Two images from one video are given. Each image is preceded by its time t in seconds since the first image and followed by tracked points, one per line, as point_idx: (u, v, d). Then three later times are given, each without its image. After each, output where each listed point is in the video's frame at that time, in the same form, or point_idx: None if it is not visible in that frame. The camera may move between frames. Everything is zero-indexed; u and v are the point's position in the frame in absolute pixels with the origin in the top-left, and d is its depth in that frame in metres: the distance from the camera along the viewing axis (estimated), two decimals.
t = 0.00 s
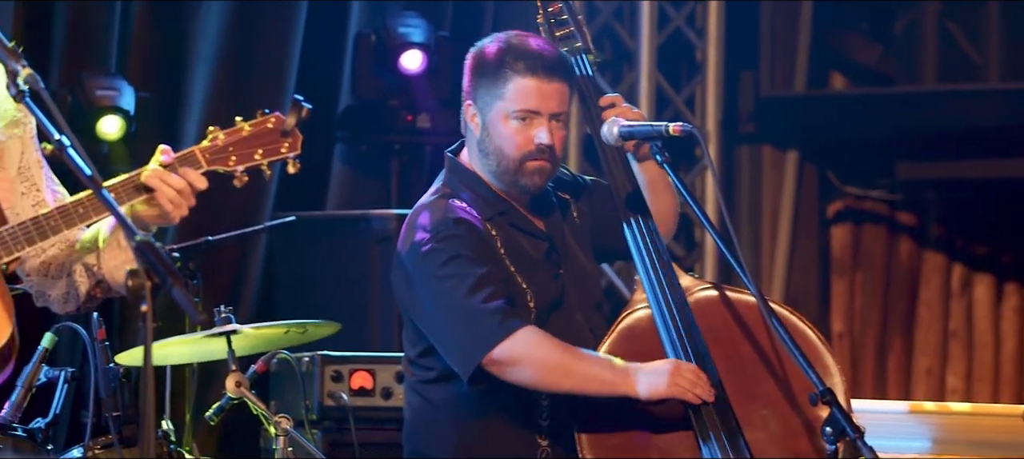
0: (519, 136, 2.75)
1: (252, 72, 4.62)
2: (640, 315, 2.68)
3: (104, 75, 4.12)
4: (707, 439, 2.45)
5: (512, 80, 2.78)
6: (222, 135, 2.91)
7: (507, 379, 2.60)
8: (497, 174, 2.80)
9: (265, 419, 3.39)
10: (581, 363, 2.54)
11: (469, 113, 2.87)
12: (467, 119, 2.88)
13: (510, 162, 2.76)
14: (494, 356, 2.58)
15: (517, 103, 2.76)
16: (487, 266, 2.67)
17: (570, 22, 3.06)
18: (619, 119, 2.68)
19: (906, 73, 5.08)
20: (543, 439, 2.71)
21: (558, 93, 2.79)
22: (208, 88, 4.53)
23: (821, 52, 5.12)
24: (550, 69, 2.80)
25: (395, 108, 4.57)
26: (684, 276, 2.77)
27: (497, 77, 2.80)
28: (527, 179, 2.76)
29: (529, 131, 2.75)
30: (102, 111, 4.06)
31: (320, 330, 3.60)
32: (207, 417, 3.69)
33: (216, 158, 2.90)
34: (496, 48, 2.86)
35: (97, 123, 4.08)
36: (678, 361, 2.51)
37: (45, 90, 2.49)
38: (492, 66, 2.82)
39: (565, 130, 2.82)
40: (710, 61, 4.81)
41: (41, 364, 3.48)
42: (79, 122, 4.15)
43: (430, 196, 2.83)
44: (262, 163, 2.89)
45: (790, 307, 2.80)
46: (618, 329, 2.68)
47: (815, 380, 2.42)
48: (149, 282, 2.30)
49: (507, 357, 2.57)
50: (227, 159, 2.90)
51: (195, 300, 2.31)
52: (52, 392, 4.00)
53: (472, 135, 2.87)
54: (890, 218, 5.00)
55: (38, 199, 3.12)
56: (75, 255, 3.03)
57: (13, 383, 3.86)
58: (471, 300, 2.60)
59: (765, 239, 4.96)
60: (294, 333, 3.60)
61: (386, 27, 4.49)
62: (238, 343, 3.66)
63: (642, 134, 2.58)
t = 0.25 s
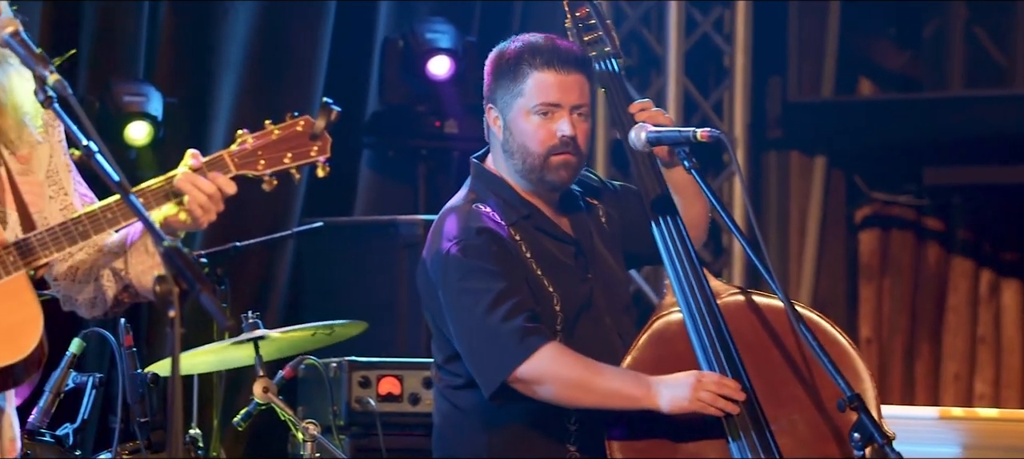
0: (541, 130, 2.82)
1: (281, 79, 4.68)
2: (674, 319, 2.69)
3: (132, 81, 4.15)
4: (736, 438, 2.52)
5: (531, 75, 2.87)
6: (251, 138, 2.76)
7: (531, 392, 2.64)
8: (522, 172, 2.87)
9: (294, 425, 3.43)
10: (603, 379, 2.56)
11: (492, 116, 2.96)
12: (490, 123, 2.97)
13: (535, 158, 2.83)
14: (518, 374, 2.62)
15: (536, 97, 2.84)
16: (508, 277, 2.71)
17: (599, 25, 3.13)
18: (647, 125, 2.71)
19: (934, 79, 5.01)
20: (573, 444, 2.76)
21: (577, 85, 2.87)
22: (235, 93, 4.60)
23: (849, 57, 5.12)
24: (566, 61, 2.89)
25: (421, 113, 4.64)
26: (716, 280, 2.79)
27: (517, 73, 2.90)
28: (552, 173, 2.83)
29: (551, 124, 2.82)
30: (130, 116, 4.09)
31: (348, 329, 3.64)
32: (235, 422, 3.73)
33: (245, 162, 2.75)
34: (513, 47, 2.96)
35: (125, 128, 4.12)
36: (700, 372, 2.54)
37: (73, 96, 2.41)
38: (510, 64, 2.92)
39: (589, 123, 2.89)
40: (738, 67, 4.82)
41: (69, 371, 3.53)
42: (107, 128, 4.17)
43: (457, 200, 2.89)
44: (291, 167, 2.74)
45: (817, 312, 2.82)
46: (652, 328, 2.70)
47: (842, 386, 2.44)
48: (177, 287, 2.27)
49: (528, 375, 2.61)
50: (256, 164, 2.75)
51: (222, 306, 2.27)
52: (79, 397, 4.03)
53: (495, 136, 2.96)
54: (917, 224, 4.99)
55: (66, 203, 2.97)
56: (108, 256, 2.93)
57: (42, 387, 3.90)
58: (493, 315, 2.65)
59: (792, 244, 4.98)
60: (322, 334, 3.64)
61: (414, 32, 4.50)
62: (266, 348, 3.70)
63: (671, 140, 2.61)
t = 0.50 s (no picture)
0: (564, 144, 2.85)
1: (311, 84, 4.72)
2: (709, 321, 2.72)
3: (164, 85, 4.23)
4: (770, 442, 2.53)
5: (554, 88, 2.89)
6: (281, 139, 2.65)
7: (563, 398, 2.68)
8: (543, 182, 2.90)
9: (324, 429, 3.48)
10: (634, 387, 2.60)
11: (514, 122, 2.99)
12: (512, 129, 3.00)
13: (557, 171, 2.86)
14: (551, 380, 2.67)
15: (559, 111, 2.86)
16: (538, 282, 2.76)
17: (630, 28, 3.16)
18: (677, 129, 2.72)
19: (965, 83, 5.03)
20: (603, 447, 2.79)
21: (600, 99, 2.89)
22: (266, 97, 4.66)
23: (879, 61, 5.11)
24: (590, 74, 2.90)
25: (453, 118, 4.62)
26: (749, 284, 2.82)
27: (540, 85, 2.91)
28: (573, 185, 2.86)
29: (573, 139, 2.85)
30: (160, 121, 4.15)
31: (380, 338, 3.68)
32: (266, 426, 3.78)
33: (274, 164, 2.63)
34: (538, 55, 2.97)
35: (156, 133, 4.18)
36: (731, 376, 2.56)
37: (105, 101, 2.34)
38: (533, 75, 2.94)
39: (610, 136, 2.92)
40: (769, 71, 4.82)
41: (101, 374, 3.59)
42: (139, 134, 4.22)
43: (482, 205, 2.94)
44: (322, 168, 2.63)
45: (847, 313, 2.83)
46: (686, 330, 2.73)
47: (874, 389, 2.45)
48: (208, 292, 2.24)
49: (560, 383, 2.66)
50: (287, 165, 2.64)
51: (252, 312, 2.20)
52: (112, 400, 4.09)
53: (518, 145, 2.98)
54: (949, 228, 4.97)
55: (96, 206, 2.76)
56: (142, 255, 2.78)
57: (75, 391, 3.96)
58: (523, 319, 2.70)
59: (824, 245, 5.00)
60: (354, 342, 3.69)
61: (444, 36, 4.54)
62: (297, 353, 3.76)
63: (701, 144, 2.62)
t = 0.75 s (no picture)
0: (594, 159, 2.89)
1: (346, 87, 4.80)
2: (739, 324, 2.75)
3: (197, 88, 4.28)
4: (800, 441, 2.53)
5: (588, 102, 2.93)
6: (315, 147, 2.67)
7: (593, 400, 2.74)
8: (570, 192, 2.95)
9: (357, 431, 3.53)
10: (662, 389, 2.64)
11: (548, 127, 3.04)
12: (546, 134, 3.05)
13: (585, 183, 2.91)
14: (579, 382, 2.73)
15: (592, 125, 2.90)
16: (567, 284, 2.81)
17: (666, 29, 3.12)
18: (710, 131, 2.75)
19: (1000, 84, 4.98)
20: (635, 447, 2.82)
21: (634, 117, 2.92)
22: (299, 99, 4.72)
23: (912, 63, 5.10)
24: (629, 95, 2.93)
25: (485, 119, 4.67)
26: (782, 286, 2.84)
27: (576, 97, 2.95)
28: (601, 199, 2.90)
29: (602, 154, 2.89)
30: (194, 123, 4.20)
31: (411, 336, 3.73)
32: (298, 429, 3.84)
33: (308, 174, 2.66)
34: (576, 66, 3.01)
35: (188, 136, 4.23)
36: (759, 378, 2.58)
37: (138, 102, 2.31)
38: (570, 87, 2.98)
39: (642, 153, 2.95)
40: (802, 73, 4.84)
41: (133, 375, 3.65)
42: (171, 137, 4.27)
43: (512, 207, 2.99)
44: (356, 177, 2.66)
45: (879, 314, 2.85)
46: (717, 335, 2.77)
47: (907, 391, 2.46)
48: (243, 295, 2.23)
49: (589, 383, 2.72)
50: (321, 174, 2.66)
51: (285, 313, 2.24)
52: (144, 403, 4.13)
53: (550, 153, 3.03)
54: (982, 231, 4.93)
55: (127, 207, 2.72)
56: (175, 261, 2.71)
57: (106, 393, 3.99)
58: (553, 319, 2.76)
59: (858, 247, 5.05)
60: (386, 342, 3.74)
61: (478, 38, 4.59)
62: (330, 354, 3.81)
63: (734, 145, 2.65)
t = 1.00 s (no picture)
0: (630, 138, 3.02)
1: (382, 91, 4.86)
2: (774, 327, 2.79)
3: (231, 92, 4.34)
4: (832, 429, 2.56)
5: (615, 85, 3.08)
6: (350, 150, 2.71)
7: (627, 391, 2.78)
8: (612, 180, 3.05)
9: (392, 435, 3.58)
10: (694, 376, 2.70)
11: (580, 127, 3.17)
12: (576, 134, 3.17)
13: (624, 165, 3.02)
14: (610, 380, 2.78)
15: (623, 106, 3.04)
16: (602, 283, 2.87)
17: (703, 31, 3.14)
18: (745, 134, 2.76)
19: None
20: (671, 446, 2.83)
21: (662, 92, 3.07)
22: (334, 102, 4.79)
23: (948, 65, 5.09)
24: (652, 69, 3.10)
25: (520, 122, 4.74)
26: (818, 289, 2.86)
27: (602, 84, 3.11)
28: (642, 179, 3.01)
29: (638, 132, 3.02)
30: (230, 127, 4.26)
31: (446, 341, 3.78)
32: (333, 431, 3.90)
33: (342, 176, 2.70)
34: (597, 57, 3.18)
35: (224, 140, 4.29)
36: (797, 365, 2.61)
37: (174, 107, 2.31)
38: (594, 76, 3.14)
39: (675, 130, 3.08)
40: (837, 75, 4.85)
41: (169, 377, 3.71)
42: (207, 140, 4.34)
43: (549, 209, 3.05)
44: (389, 180, 2.71)
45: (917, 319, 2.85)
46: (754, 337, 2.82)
47: (943, 394, 2.48)
48: (277, 296, 2.28)
49: (622, 380, 2.77)
50: (355, 176, 2.70)
51: (321, 317, 2.26)
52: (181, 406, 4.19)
53: (583, 147, 3.15)
54: (1018, 232, 4.96)
55: (156, 210, 2.70)
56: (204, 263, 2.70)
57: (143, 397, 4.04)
58: (587, 321, 2.82)
59: (892, 255, 5.01)
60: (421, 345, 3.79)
61: (513, 40, 4.61)
62: (365, 357, 3.87)
63: (770, 148, 2.68)
